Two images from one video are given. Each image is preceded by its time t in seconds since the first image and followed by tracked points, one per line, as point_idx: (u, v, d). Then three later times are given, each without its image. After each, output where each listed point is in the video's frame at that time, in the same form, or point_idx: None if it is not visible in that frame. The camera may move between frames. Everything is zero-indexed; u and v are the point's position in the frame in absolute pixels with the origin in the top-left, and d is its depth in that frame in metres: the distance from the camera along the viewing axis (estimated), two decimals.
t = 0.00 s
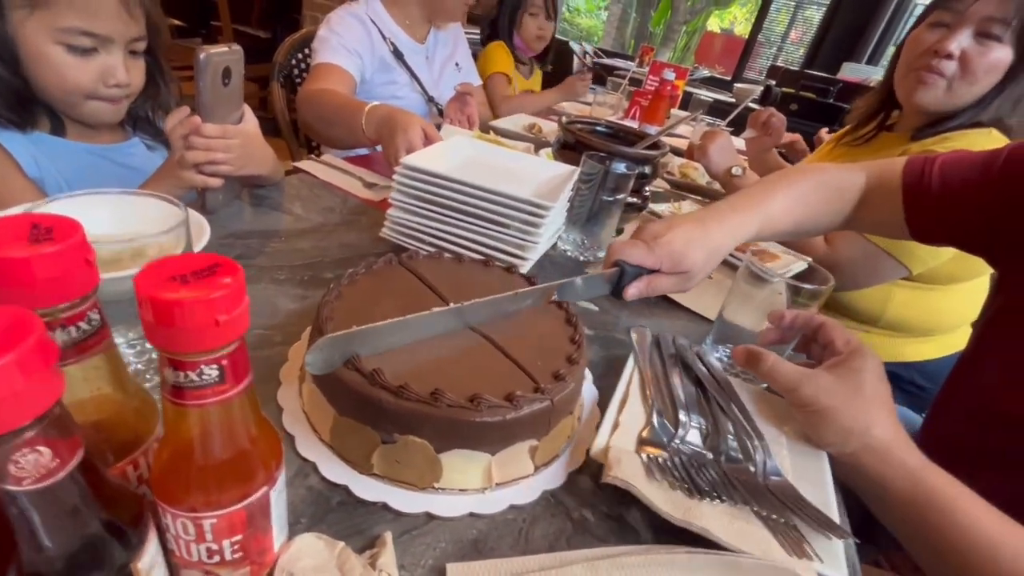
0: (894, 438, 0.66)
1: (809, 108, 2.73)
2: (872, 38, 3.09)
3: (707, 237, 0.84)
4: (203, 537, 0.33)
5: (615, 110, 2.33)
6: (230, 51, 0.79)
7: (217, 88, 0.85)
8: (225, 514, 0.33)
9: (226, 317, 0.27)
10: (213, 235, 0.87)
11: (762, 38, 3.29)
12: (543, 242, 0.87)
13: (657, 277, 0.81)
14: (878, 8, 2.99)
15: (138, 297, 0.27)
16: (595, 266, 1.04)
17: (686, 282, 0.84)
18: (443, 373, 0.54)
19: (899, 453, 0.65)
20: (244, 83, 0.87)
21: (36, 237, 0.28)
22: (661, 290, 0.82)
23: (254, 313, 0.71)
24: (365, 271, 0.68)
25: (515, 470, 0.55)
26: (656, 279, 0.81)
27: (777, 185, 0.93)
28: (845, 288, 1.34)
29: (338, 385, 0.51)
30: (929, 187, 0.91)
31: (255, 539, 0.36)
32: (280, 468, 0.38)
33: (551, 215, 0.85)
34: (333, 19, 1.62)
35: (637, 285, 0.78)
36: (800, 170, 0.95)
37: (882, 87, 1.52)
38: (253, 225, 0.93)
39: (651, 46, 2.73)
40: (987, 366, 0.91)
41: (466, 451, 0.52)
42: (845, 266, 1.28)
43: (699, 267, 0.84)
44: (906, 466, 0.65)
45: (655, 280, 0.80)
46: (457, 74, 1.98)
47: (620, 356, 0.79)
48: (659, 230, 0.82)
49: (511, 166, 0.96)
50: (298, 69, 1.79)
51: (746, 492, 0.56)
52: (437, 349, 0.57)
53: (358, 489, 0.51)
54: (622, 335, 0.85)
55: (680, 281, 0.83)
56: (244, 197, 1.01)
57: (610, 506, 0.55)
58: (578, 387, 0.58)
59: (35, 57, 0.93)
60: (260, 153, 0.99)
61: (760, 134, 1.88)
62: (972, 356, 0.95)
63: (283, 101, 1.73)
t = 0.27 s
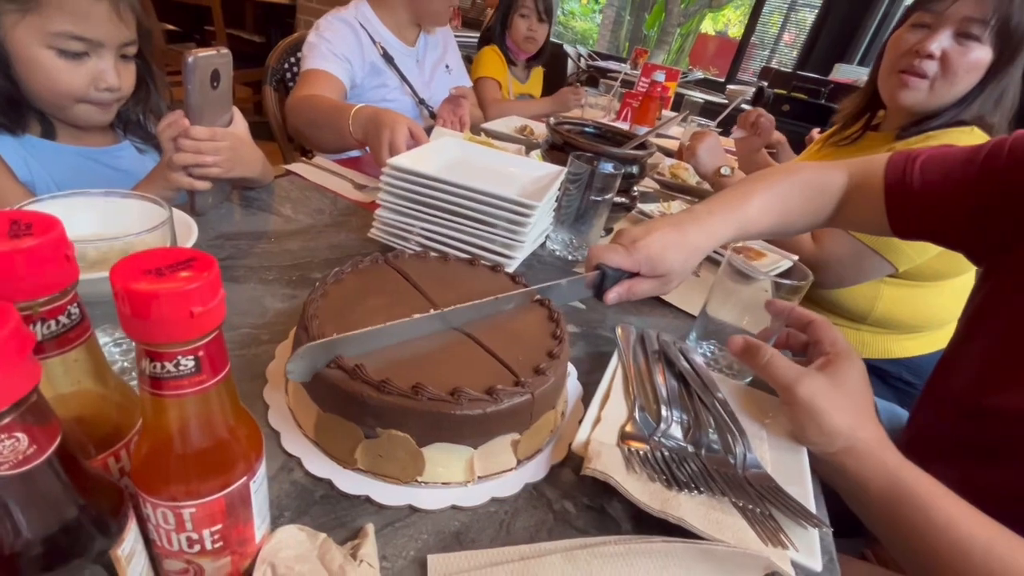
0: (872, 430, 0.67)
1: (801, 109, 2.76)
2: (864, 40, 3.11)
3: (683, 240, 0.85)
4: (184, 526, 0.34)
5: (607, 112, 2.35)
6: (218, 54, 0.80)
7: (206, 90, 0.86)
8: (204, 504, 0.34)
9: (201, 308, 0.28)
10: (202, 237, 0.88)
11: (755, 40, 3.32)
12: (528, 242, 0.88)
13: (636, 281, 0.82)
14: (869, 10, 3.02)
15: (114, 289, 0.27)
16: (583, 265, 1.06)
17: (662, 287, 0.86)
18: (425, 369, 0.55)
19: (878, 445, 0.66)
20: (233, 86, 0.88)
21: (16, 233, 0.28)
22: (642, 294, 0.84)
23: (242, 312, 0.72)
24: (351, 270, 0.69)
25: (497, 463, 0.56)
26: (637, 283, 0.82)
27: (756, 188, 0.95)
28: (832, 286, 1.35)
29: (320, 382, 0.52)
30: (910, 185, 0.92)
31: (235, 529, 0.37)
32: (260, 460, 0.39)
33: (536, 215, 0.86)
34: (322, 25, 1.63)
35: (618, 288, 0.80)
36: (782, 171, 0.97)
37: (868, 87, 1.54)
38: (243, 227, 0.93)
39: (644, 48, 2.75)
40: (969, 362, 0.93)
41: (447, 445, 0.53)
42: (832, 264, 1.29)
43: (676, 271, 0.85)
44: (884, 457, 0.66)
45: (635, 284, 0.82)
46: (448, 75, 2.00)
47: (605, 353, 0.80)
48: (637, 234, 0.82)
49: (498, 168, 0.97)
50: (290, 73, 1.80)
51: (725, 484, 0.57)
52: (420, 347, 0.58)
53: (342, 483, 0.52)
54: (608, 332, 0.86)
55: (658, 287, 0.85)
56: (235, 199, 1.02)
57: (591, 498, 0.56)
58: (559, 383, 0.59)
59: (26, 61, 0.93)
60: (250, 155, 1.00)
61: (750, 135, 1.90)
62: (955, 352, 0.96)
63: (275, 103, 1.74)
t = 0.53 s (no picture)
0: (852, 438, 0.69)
1: (791, 118, 2.80)
2: (852, 50, 3.17)
3: (663, 260, 0.87)
4: (174, 540, 0.36)
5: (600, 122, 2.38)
6: (212, 74, 0.82)
7: (200, 110, 0.88)
8: (195, 517, 0.35)
9: (191, 330, 0.30)
10: (197, 253, 0.90)
11: (747, 50, 3.37)
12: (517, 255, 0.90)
13: (619, 302, 0.85)
14: (857, 21, 3.08)
15: (109, 313, 0.29)
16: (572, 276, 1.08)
17: (644, 306, 0.88)
18: (412, 382, 0.57)
19: (858, 453, 0.68)
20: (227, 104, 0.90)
21: (16, 260, 0.30)
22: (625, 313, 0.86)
23: (235, 328, 0.74)
24: (342, 286, 0.71)
25: (484, 474, 0.57)
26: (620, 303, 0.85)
27: (736, 204, 0.97)
28: (819, 295, 1.37)
29: (311, 396, 0.54)
30: (888, 198, 0.94)
31: (225, 541, 0.38)
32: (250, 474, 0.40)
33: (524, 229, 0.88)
34: (313, 44, 1.66)
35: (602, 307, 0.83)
36: (764, 184, 0.99)
37: (851, 99, 1.58)
38: (236, 242, 0.95)
39: (637, 59, 2.79)
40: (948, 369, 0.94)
41: (434, 457, 0.54)
42: (819, 273, 1.31)
43: (655, 290, 0.87)
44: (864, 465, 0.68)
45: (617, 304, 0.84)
46: (439, 87, 2.03)
47: (592, 364, 0.82)
48: (618, 255, 0.85)
49: (487, 182, 0.99)
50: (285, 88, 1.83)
51: (707, 492, 0.59)
52: (409, 360, 0.60)
53: (331, 495, 0.53)
54: (595, 343, 0.87)
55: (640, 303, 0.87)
56: (229, 214, 1.04)
57: (576, 508, 0.58)
58: (544, 396, 0.60)
59: (25, 82, 0.95)
60: (244, 172, 1.02)
61: (738, 145, 1.92)
62: (936, 360, 0.98)
63: (270, 120, 1.77)
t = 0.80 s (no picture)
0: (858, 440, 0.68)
1: (790, 118, 2.80)
2: (851, 50, 3.17)
3: (661, 271, 0.89)
4: (171, 551, 0.35)
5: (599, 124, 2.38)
6: (209, 78, 0.81)
7: (197, 114, 0.87)
8: (192, 529, 0.35)
9: (187, 338, 0.29)
10: (195, 257, 0.89)
11: (745, 50, 3.37)
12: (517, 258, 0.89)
13: (617, 312, 0.88)
14: (855, 21, 3.08)
15: (102, 321, 0.28)
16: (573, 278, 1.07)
17: (642, 315, 0.92)
18: (413, 388, 0.56)
19: (864, 455, 0.67)
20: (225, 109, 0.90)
21: (7, 267, 0.29)
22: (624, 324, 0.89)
23: (234, 333, 0.73)
24: (342, 290, 0.70)
25: (486, 481, 0.57)
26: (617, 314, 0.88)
27: (735, 206, 0.97)
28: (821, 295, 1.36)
29: (310, 403, 0.53)
30: (888, 196, 0.94)
31: (223, 552, 0.37)
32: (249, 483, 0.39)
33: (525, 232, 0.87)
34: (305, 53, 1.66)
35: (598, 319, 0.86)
36: (764, 187, 0.99)
37: (851, 98, 1.58)
38: (235, 247, 0.94)
39: (636, 60, 2.79)
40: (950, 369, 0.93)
41: (436, 464, 0.53)
42: (821, 273, 1.30)
43: (653, 300, 0.90)
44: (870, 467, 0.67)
45: (616, 316, 0.87)
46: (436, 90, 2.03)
47: (595, 367, 0.81)
48: (615, 269, 0.87)
49: (488, 185, 0.99)
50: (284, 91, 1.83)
51: (713, 497, 0.58)
52: (409, 366, 0.59)
53: (331, 503, 0.52)
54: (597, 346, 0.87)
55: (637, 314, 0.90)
56: (228, 218, 1.03)
57: (580, 514, 0.57)
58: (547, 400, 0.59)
59: (24, 88, 0.95)
60: (242, 176, 1.01)
61: (738, 146, 1.91)
62: (939, 359, 0.97)
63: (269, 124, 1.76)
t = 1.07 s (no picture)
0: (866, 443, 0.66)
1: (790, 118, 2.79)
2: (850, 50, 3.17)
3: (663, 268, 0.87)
4: (164, 565, 0.34)
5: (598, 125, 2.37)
6: (205, 79, 0.80)
7: (194, 116, 0.86)
8: (185, 542, 0.33)
9: (179, 344, 0.28)
10: (192, 261, 0.88)
11: (744, 51, 3.37)
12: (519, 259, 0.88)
13: (618, 316, 0.87)
14: (853, 21, 3.07)
15: (90, 328, 0.27)
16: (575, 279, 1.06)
17: (644, 318, 0.90)
18: (413, 392, 0.55)
19: (873, 458, 0.66)
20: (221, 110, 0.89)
21: None
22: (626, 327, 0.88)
23: (231, 337, 0.72)
24: (340, 292, 0.69)
25: (490, 487, 0.55)
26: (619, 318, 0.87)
27: (736, 204, 0.96)
28: (824, 295, 1.35)
29: (308, 409, 0.52)
30: (890, 194, 0.93)
31: (218, 566, 0.36)
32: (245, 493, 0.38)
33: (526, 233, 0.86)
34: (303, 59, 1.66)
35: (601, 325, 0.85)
36: (766, 183, 0.98)
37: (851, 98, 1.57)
38: (233, 250, 0.93)
39: (635, 62, 2.78)
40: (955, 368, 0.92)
41: (438, 471, 0.52)
42: (824, 273, 1.29)
43: (654, 304, 0.89)
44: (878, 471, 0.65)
45: (617, 319, 0.86)
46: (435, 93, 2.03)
47: (598, 369, 0.80)
48: (614, 274, 0.86)
49: (489, 185, 0.98)
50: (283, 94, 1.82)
51: (721, 503, 0.57)
52: (408, 368, 0.58)
53: (331, 511, 0.51)
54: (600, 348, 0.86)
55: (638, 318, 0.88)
56: (225, 221, 1.02)
57: (585, 520, 0.56)
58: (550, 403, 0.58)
59: (20, 91, 0.94)
60: (239, 178, 1.00)
61: (739, 146, 1.90)
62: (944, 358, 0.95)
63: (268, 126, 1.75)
